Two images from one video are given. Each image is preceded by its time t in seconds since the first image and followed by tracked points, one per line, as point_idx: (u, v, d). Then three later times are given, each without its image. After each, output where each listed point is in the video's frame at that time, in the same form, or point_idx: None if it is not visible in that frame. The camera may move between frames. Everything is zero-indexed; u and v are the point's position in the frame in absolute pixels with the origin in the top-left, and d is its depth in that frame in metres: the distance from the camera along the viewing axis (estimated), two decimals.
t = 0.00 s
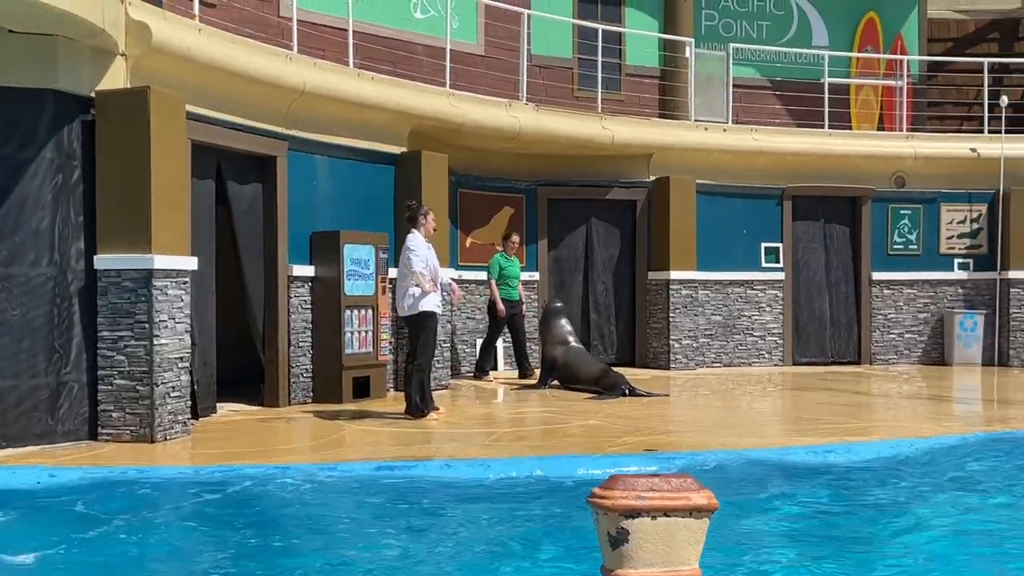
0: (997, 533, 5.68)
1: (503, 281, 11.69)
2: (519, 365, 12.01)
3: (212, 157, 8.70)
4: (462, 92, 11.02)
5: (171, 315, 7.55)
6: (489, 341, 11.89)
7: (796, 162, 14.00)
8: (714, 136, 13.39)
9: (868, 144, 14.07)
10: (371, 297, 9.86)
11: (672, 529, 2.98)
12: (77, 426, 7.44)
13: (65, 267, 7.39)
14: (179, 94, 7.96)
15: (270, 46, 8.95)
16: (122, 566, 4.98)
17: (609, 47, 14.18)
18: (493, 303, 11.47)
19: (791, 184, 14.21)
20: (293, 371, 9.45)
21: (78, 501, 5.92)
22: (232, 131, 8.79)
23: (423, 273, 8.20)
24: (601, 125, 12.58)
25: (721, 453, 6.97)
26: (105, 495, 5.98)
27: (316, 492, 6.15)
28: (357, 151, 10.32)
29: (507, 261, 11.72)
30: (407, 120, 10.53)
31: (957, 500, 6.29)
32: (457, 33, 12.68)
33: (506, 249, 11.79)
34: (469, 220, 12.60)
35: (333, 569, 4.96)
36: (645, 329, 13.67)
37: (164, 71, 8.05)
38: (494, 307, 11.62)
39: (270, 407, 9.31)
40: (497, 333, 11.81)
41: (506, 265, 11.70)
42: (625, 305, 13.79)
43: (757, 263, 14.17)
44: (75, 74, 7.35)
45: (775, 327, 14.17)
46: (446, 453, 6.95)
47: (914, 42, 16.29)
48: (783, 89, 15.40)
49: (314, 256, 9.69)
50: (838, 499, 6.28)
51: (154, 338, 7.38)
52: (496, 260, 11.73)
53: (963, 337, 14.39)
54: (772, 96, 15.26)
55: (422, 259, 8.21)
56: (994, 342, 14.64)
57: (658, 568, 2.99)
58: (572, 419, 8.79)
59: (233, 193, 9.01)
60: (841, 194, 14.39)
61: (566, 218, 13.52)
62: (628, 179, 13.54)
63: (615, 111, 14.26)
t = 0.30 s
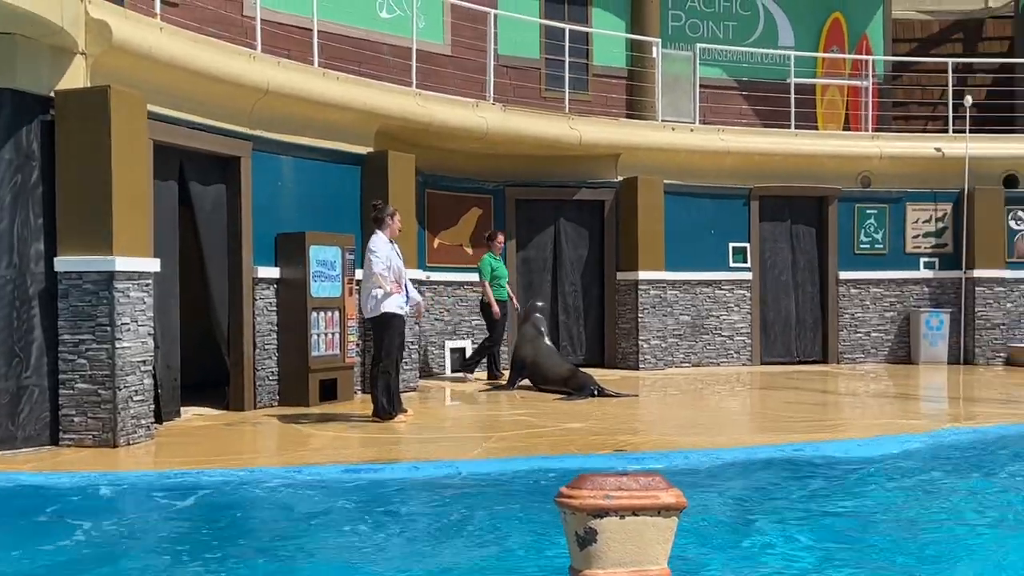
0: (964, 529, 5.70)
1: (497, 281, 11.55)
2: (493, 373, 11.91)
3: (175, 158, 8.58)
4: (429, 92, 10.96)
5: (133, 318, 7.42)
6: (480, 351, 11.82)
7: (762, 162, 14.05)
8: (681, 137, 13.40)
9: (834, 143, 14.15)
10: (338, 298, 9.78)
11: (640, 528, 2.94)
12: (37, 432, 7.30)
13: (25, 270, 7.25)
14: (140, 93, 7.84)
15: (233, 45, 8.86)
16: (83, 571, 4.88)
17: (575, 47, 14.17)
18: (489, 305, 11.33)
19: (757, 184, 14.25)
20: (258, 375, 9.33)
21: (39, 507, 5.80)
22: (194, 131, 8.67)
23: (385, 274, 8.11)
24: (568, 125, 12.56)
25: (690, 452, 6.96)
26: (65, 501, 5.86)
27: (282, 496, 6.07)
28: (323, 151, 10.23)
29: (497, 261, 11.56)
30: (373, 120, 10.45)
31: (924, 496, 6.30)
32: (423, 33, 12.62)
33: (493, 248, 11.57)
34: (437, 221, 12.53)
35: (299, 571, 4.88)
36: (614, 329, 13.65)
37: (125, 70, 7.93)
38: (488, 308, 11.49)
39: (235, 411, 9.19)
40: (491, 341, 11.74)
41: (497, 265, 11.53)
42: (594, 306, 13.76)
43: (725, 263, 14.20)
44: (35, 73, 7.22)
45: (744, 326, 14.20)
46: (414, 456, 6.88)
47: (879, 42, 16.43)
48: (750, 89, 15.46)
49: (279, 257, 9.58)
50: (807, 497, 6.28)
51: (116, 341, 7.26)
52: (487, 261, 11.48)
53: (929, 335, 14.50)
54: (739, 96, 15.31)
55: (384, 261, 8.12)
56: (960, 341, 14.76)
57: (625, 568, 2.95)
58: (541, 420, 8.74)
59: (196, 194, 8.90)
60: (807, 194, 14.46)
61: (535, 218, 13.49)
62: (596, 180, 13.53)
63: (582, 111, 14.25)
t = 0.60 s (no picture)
0: (931, 523, 5.73)
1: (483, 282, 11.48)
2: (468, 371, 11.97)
3: (139, 157, 8.49)
4: (396, 91, 10.92)
5: (96, 319, 7.33)
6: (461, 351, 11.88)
7: (729, 162, 14.11)
8: (648, 136, 13.43)
9: (799, 143, 14.25)
10: (304, 299, 9.69)
11: (610, 524, 2.91)
12: None
13: None
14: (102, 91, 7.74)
15: (198, 43, 8.78)
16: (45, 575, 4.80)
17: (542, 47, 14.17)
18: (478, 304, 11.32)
19: (724, 183, 14.31)
20: (224, 376, 9.24)
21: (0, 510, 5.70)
22: (160, 129, 8.59)
23: (356, 275, 8.08)
24: (536, 124, 12.55)
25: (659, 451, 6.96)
26: (27, 505, 5.77)
27: (249, 498, 6.01)
28: (289, 151, 10.15)
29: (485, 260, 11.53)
30: (339, 118, 10.39)
31: (891, 492, 6.34)
32: (391, 32, 12.58)
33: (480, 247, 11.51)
34: (404, 221, 12.49)
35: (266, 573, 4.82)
36: (583, 328, 13.66)
37: (88, 69, 7.82)
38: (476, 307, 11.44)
39: (201, 413, 9.10)
40: (473, 341, 11.84)
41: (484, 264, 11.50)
42: (562, 305, 13.75)
43: (692, 262, 14.26)
44: None
45: (711, 325, 14.27)
46: (382, 456, 6.84)
47: (844, 43, 16.53)
48: (716, 89, 15.53)
49: (244, 257, 9.50)
50: (775, 493, 6.29)
51: (79, 342, 7.16)
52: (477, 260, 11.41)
53: (894, 333, 14.63)
54: (705, 96, 15.37)
55: (356, 261, 8.09)
56: (924, 338, 14.90)
57: (594, 564, 2.94)
58: (510, 419, 8.72)
59: (161, 193, 8.80)
60: (773, 193, 14.54)
61: (503, 218, 13.47)
62: (563, 179, 13.53)
63: (549, 111, 14.25)
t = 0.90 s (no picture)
0: (899, 519, 5.76)
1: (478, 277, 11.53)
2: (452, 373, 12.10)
3: (104, 155, 8.39)
4: (365, 89, 10.87)
5: (61, 319, 7.23)
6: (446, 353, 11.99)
7: (698, 161, 14.17)
8: (618, 135, 13.45)
9: (768, 142, 14.32)
10: (273, 299, 9.60)
11: (581, 521, 2.89)
12: None
13: None
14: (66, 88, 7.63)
15: (164, 40, 8.69)
16: None
17: (512, 46, 14.16)
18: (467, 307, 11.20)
19: (694, 182, 14.36)
20: (191, 376, 9.16)
21: None
22: (125, 128, 8.49)
23: (319, 274, 8.00)
24: (506, 123, 12.54)
25: (629, 450, 6.96)
26: None
27: (216, 500, 5.95)
28: (256, 149, 10.08)
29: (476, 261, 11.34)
30: (308, 116, 10.33)
31: (860, 488, 6.37)
32: (359, 31, 12.53)
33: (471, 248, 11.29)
34: (374, 220, 12.44)
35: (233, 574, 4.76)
36: (553, 327, 13.65)
37: (52, 66, 7.71)
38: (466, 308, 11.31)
39: (168, 413, 9.00)
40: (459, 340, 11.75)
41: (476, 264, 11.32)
42: (533, 304, 13.74)
43: (662, 261, 14.29)
44: None
45: (681, 323, 14.31)
46: (352, 456, 6.80)
47: (811, 42, 16.58)
48: (685, 89, 15.58)
49: (211, 256, 9.42)
50: (746, 490, 6.31)
51: (44, 342, 7.06)
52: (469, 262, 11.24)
53: (862, 331, 14.74)
54: (674, 95, 15.42)
55: (317, 261, 8.01)
56: (891, 337, 15.02)
57: (565, 563, 2.91)
58: (481, 418, 8.70)
59: (127, 192, 8.71)
60: (742, 192, 14.61)
61: (473, 216, 13.45)
62: (533, 178, 13.54)
63: (519, 110, 14.25)
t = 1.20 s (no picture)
0: (869, 516, 5.80)
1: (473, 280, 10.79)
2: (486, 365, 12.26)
3: (74, 155, 8.32)
4: (337, 89, 10.84)
5: (31, 319, 7.16)
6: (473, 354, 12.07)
7: (670, 161, 14.23)
8: (591, 135, 13.48)
9: (739, 142, 14.40)
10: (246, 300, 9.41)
11: (554, 521, 2.89)
12: None
13: None
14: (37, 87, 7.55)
15: (135, 39, 8.62)
16: None
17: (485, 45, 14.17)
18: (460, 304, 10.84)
19: (666, 182, 14.42)
20: (162, 376, 9.09)
21: None
22: (95, 127, 8.43)
23: (269, 273, 7.97)
24: (479, 123, 12.54)
25: (602, 449, 6.99)
26: None
27: (188, 501, 5.92)
28: (227, 148, 10.03)
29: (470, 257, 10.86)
30: (280, 116, 10.29)
31: (830, 485, 6.43)
32: (331, 30, 12.49)
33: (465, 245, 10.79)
34: (346, 219, 12.40)
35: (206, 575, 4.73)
36: (526, 327, 13.67)
37: (22, 65, 7.62)
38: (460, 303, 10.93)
39: (139, 414, 8.94)
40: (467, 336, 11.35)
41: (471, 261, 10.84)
42: (505, 303, 13.76)
43: (634, 260, 14.35)
44: None
45: (654, 323, 14.37)
46: (324, 456, 6.78)
47: (782, 42, 16.67)
48: (657, 89, 15.65)
49: (182, 256, 9.35)
50: (718, 488, 6.34)
51: (14, 343, 6.99)
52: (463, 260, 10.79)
53: (833, 330, 14.85)
54: (646, 95, 15.48)
55: (266, 260, 7.97)
56: (862, 335, 15.15)
57: (538, 562, 2.91)
58: (454, 418, 8.70)
59: (97, 191, 8.64)
60: (713, 192, 14.68)
61: (446, 216, 13.44)
62: (506, 178, 13.54)
63: (492, 109, 14.26)
